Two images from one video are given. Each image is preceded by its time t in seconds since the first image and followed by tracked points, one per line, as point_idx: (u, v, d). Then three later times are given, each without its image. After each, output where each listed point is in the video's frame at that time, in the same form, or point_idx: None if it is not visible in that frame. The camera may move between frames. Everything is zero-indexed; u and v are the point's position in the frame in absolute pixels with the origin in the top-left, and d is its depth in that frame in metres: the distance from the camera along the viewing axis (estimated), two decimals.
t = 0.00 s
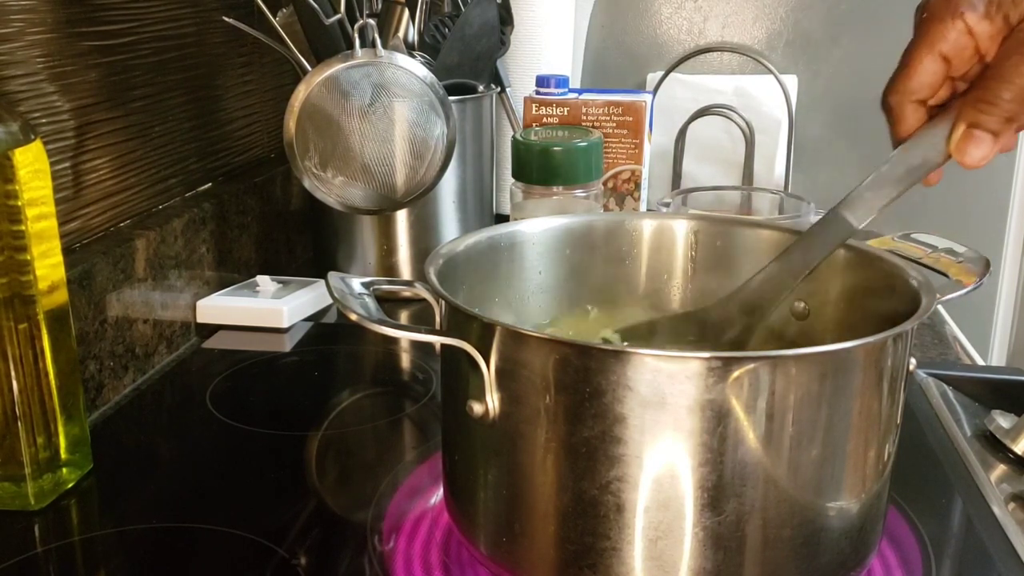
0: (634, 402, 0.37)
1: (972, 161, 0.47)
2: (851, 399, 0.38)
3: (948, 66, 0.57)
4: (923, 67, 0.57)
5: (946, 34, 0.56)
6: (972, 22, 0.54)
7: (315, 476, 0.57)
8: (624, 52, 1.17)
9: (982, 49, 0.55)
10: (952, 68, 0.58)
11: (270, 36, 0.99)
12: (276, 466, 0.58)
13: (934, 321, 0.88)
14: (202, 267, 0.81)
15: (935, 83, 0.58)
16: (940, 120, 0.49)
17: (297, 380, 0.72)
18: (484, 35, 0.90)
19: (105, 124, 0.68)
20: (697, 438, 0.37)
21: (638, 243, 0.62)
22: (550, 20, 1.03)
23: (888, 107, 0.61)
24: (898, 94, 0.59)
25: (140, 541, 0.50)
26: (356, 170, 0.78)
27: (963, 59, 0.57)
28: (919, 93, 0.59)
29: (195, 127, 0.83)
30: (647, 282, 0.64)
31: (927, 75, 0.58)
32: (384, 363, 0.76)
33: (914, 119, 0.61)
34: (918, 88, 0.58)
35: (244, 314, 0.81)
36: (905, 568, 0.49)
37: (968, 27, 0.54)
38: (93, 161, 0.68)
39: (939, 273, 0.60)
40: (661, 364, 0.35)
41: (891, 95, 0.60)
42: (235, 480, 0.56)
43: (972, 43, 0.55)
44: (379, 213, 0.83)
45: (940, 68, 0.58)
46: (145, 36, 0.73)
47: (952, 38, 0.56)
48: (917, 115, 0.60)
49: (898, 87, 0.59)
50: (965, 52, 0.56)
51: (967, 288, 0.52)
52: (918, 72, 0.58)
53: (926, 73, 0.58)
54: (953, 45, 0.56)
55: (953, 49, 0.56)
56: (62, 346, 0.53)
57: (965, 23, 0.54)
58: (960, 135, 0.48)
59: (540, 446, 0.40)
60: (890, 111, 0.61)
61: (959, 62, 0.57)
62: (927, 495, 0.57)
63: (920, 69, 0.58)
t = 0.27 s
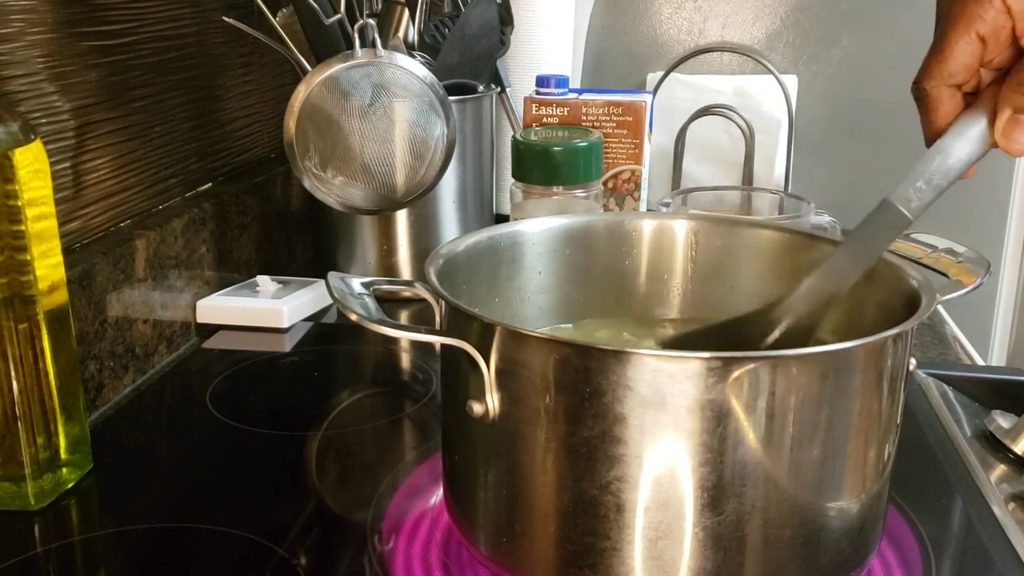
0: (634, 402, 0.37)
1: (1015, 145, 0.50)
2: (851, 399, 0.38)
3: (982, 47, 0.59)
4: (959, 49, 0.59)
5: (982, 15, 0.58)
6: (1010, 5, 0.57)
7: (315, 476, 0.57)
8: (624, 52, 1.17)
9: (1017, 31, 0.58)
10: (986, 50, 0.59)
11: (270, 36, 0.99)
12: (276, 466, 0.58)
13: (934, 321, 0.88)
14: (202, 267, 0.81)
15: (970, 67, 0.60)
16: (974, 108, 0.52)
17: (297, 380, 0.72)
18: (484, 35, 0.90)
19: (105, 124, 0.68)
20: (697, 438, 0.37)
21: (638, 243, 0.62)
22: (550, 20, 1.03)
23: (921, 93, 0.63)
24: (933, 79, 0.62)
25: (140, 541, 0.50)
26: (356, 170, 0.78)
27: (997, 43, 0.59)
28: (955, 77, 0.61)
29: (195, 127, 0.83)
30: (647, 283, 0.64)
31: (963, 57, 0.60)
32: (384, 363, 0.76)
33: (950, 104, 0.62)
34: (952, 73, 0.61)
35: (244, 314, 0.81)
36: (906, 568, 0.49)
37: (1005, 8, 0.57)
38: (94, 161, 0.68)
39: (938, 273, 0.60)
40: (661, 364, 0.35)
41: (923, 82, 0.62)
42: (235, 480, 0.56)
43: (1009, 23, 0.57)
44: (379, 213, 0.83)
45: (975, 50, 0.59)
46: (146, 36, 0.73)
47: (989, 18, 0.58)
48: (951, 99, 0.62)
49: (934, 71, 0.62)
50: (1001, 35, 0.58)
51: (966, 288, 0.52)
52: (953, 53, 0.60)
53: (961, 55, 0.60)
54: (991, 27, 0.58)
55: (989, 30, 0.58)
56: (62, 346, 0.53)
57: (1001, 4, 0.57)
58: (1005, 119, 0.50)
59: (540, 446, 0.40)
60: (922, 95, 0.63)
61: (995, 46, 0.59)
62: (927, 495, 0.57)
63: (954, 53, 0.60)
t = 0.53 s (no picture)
0: (634, 402, 0.37)
1: (983, 187, 0.42)
2: (852, 399, 0.38)
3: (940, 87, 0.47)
4: (915, 90, 0.47)
5: (932, 52, 0.45)
6: (963, 38, 0.44)
7: (315, 476, 0.57)
8: (624, 52, 1.17)
9: (977, 63, 0.45)
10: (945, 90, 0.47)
11: (270, 36, 0.99)
12: (276, 466, 0.58)
13: (934, 321, 0.88)
14: (202, 267, 0.81)
15: (933, 105, 0.47)
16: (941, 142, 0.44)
17: (297, 380, 0.72)
18: (484, 35, 0.90)
19: (105, 124, 0.68)
20: (697, 438, 0.37)
21: (638, 243, 0.63)
22: (550, 20, 1.03)
23: (885, 136, 0.49)
24: (895, 119, 0.48)
25: (140, 541, 0.50)
26: (356, 170, 0.78)
27: (956, 80, 0.46)
28: (918, 119, 0.47)
29: (195, 127, 0.83)
30: (648, 283, 0.64)
31: (920, 102, 0.47)
32: (384, 363, 0.76)
33: (917, 148, 0.48)
34: (914, 113, 0.47)
35: (244, 314, 0.81)
36: (905, 568, 0.49)
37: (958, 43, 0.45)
38: (93, 161, 0.68)
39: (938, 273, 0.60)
40: (661, 364, 0.35)
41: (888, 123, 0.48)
42: (235, 480, 0.56)
43: (963, 60, 0.45)
44: (379, 214, 0.83)
45: (933, 91, 0.47)
46: (146, 36, 0.73)
47: (942, 57, 0.45)
48: (920, 145, 0.48)
49: (894, 111, 0.48)
50: (961, 69, 0.46)
51: (967, 288, 0.52)
52: (910, 94, 0.47)
53: (918, 101, 0.47)
54: (945, 65, 0.45)
55: (945, 67, 0.46)
56: (63, 346, 0.53)
57: (954, 41, 0.45)
58: (967, 158, 0.42)
59: (540, 445, 0.40)
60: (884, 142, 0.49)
61: (954, 84, 0.46)
62: (927, 495, 0.57)
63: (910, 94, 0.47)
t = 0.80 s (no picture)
0: (634, 402, 0.37)
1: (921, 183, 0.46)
2: (852, 399, 0.38)
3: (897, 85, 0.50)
4: (871, 90, 0.51)
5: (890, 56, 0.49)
6: (915, 46, 0.47)
7: (315, 476, 0.57)
8: (624, 52, 1.17)
9: (931, 67, 0.48)
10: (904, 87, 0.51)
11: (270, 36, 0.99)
12: (276, 466, 0.58)
13: (934, 321, 0.88)
14: (202, 267, 0.81)
15: (889, 102, 0.51)
16: (893, 135, 0.47)
17: (297, 380, 0.72)
18: (484, 35, 0.90)
19: (105, 124, 0.68)
20: (697, 438, 0.37)
21: (638, 243, 0.63)
22: (550, 20, 1.03)
23: (842, 127, 0.54)
24: (851, 113, 0.53)
25: (140, 541, 0.50)
26: (356, 170, 0.78)
27: (912, 81, 0.50)
28: (872, 115, 0.52)
29: (195, 127, 0.83)
30: (647, 283, 0.64)
31: (875, 99, 0.51)
32: (384, 363, 0.76)
33: (873, 140, 0.53)
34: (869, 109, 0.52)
35: (244, 314, 0.81)
36: (905, 568, 0.49)
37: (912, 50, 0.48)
38: (93, 161, 0.68)
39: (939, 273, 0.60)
40: (661, 364, 0.35)
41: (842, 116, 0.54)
42: (235, 480, 0.56)
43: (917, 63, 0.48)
44: (379, 214, 0.83)
45: (890, 89, 0.51)
46: (146, 36, 0.73)
47: (897, 61, 0.49)
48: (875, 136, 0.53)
49: (852, 105, 0.53)
50: (915, 71, 0.49)
51: (968, 288, 0.52)
52: (867, 93, 0.51)
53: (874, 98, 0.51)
54: (899, 67, 0.49)
55: (900, 71, 0.49)
56: (63, 346, 0.53)
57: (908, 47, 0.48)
58: (909, 156, 0.46)
59: (540, 445, 0.40)
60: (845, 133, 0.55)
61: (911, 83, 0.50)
62: (927, 495, 0.57)
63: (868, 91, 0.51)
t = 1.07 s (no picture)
0: (634, 402, 0.37)
1: (884, 173, 0.48)
2: (851, 399, 0.38)
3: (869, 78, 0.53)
4: (844, 81, 0.54)
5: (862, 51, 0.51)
6: (886, 44, 0.50)
7: (315, 476, 0.57)
8: (624, 52, 1.17)
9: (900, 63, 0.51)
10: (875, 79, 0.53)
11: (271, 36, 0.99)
12: (276, 466, 0.58)
13: (934, 321, 0.88)
14: (202, 267, 0.81)
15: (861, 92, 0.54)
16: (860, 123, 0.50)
17: (297, 380, 0.72)
18: (484, 35, 0.90)
19: (105, 124, 0.68)
20: (697, 438, 0.37)
21: (638, 243, 0.63)
22: (550, 20, 1.03)
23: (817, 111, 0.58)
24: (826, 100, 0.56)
25: (140, 541, 0.50)
26: (356, 170, 0.78)
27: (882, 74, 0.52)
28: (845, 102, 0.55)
29: (195, 127, 0.83)
30: (647, 283, 0.64)
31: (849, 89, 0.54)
32: (384, 363, 0.76)
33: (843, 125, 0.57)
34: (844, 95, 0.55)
35: (244, 314, 0.81)
36: (905, 568, 0.49)
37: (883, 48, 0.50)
38: (93, 161, 0.68)
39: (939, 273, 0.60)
40: (660, 364, 0.35)
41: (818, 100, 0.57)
42: (235, 480, 0.56)
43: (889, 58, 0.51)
44: (379, 214, 0.83)
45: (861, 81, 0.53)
46: (146, 36, 0.73)
47: (869, 56, 0.51)
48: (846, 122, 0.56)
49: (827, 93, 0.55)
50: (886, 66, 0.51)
51: (968, 288, 0.52)
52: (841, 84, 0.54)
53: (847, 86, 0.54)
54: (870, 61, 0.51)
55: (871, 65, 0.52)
56: (62, 346, 0.53)
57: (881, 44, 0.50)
58: (872, 147, 0.49)
59: (540, 445, 0.40)
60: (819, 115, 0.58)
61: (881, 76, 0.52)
62: (927, 495, 0.57)
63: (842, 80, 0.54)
